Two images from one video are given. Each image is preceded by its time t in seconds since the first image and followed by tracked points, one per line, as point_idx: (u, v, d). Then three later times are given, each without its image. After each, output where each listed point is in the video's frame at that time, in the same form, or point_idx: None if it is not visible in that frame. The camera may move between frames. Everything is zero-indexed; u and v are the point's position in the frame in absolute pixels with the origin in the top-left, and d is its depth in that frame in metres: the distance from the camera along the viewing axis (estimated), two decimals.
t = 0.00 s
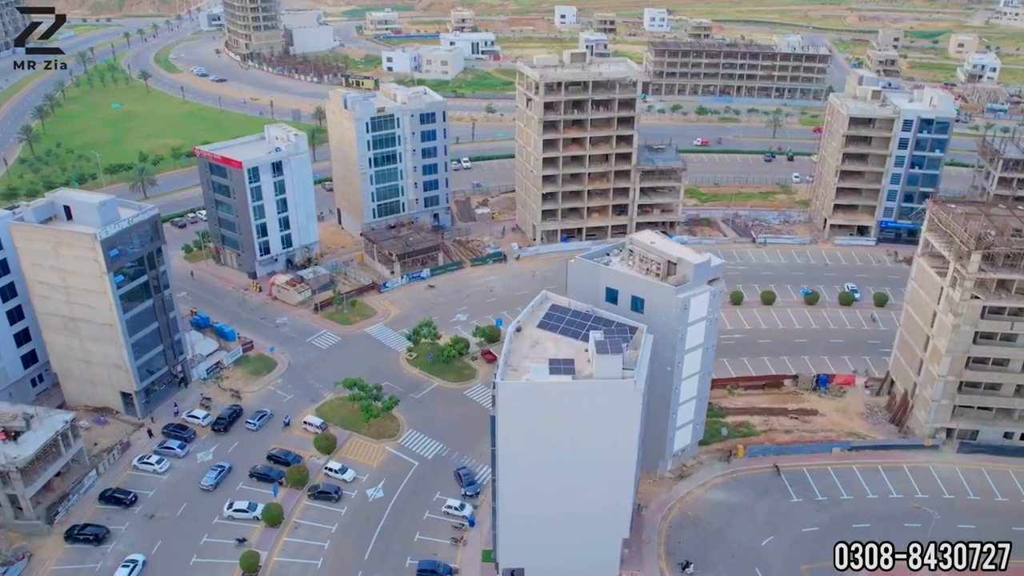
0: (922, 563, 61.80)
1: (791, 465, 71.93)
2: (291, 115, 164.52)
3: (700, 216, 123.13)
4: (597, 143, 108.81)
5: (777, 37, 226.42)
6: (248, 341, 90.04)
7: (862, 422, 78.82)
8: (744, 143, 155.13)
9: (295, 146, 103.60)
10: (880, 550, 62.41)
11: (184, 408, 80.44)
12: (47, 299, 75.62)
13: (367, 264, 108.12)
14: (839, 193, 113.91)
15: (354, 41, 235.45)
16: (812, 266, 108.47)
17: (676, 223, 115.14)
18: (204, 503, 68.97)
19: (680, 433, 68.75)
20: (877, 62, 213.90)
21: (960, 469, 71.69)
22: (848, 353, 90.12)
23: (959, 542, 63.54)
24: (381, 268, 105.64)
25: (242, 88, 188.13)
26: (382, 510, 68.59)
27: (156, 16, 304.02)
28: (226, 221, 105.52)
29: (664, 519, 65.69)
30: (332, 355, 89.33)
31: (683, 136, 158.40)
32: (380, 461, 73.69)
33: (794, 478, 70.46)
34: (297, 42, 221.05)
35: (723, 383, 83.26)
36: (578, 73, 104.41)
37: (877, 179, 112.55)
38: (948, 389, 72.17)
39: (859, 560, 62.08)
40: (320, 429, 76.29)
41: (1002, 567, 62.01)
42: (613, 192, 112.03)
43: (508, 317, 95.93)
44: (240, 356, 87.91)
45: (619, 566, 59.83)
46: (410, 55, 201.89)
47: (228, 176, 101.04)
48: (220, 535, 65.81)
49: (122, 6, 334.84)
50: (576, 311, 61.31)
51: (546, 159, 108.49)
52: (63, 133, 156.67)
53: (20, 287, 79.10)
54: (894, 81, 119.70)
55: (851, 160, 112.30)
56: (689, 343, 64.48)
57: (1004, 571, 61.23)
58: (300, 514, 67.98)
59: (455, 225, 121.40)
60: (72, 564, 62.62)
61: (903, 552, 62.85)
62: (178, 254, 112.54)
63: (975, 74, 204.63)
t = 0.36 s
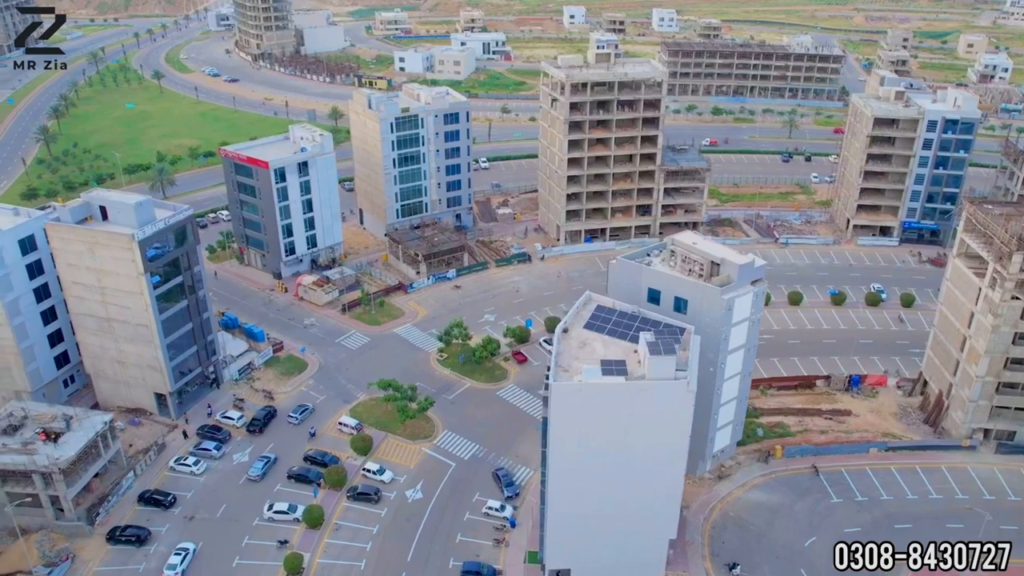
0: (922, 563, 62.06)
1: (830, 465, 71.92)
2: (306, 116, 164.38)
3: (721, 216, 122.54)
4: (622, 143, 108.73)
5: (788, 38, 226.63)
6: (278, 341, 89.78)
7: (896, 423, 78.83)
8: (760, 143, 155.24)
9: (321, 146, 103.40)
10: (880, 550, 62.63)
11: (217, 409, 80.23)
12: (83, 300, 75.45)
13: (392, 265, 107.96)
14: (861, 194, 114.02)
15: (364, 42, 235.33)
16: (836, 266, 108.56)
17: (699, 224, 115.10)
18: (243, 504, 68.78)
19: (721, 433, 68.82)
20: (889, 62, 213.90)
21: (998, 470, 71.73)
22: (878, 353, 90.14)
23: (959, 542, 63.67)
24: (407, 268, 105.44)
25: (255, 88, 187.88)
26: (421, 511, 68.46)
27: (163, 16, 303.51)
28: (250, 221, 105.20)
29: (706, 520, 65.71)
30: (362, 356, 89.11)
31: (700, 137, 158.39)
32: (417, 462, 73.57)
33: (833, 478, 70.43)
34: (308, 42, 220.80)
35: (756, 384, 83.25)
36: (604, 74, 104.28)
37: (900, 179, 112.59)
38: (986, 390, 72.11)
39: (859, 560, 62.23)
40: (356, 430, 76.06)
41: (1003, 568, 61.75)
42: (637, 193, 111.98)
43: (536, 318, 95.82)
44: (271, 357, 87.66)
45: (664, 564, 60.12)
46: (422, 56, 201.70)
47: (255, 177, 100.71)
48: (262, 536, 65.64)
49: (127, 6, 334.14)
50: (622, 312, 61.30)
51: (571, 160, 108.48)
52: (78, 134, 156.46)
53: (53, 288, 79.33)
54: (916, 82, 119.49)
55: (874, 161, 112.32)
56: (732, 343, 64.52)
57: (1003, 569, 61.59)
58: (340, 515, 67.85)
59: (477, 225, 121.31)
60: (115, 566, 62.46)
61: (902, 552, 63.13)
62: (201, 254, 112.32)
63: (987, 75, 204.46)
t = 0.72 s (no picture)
0: (922, 563, 62.09)
1: (868, 466, 71.94)
2: (322, 116, 164.30)
3: (743, 216, 122.82)
4: (647, 144, 108.71)
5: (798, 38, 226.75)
6: (308, 342, 89.51)
7: (931, 423, 78.80)
8: (777, 143, 155.33)
9: (347, 146, 103.19)
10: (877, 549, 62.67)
11: (251, 410, 79.93)
12: (118, 301, 75.18)
13: (416, 265, 107.86)
14: (884, 194, 114.09)
15: (375, 42, 235.20)
16: (860, 267, 108.58)
17: (722, 224, 115.04)
18: (283, 505, 68.54)
19: (761, 434, 68.86)
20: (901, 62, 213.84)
21: None
22: (909, 353, 90.14)
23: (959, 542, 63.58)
24: (432, 269, 105.34)
25: (269, 88, 187.67)
26: (462, 512, 68.43)
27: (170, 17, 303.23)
28: (275, 221, 105.03)
29: (749, 521, 65.73)
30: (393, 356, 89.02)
31: (716, 137, 158.42)
32: (455, 463, 73.52)
33: (872, 479, 70.43)
34: (319, 42, 220.63)
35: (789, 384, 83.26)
36: (630, 74, 104.24)
37: (923, 180, 112.65)
38: None
39: (859, 560, 62.26)
40: (392, 431, 75.97)
41: (1002, 568, 61.67)
42: (661, 193, 111.97)
43: (565, 319, 95.71)
44: (302, 357, 87.51)
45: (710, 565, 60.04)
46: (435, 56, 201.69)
47: (281, 177, 100.48)
48: (304, 538, 65.47)
49: (133, 6, 333.54)
50: (668, 313, 61.45)
51: (596, 160, 108.46)
52: (94, 134, 156.48)
53: (87, 288, 79.25)
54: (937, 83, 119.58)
55: (898, 161, 112.38)
56: (775, 343, 64.56)
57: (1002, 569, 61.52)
58: (380, 516, 67.79)
59: (499, 226, 121.22)
60: (159, 567, 62.34)
61: (903, 552, 63.21)
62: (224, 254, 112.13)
63: (999, 75, 204.00)
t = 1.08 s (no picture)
0: (922, 563, 62.24)
1: (903, 466, 71.95)
2: (336, 116, 164.22)
3: (762, 216, 122.84)
4: (669, 144, 108.63)
5: (808, 39, 226.92)
6: (336, 343, 89.34)
7: (963, 424, 78.70)
8: (792, 144, 155.38)
9: (370, 147, 103.09)
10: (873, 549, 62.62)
11: (282, 411, 79.71)
12: (151, 301, 74.90)
13: (439, 266, 107.72)
14: (905, 195, 114.11)
15: (384, 42, 235.07)
16: (882, 267, 108.56)
17: (743, 225, 115.02)
18: (320, 506, 68.40)
19: (797, 435, 68.88)
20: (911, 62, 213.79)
21: None
22: (936, 354, 90.07)
23: (959, 542, 63.83)
24: (455, 270, 105.24)
25: (281, 89, 187.57)
26: (499, 513, 68.39)
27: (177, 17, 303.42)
28: (298, 222, 104.92)
29: (788, 521, 65.72)
30: (420, 357, 88.90)
31: (731, 138, 158.45)
32: (490, 465, 73.49)
33: (907, 479, 70.43)
34: (329, 43, 220.59)
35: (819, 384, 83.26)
36: (653, 74, 104.19)
37: (944, 181, 112.65)
38: None
39: (859, 560, 62.15)
40: (425, 433, 75.88)
41: (1001, 567, 62.21)
42: (683, 194, 111.98)
43: (591, 319, 95.62)
44: (330, 358, 87.38)
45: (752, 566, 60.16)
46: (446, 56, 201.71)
47: (305, 178, 100.34)
48: (342, 539, 65.30)
49: (139, 6, 333.58)
50: (709, 314, 61.66)
51: (618, 161, 108.42)
52: (108, 134, 156.40)
53: (118, 289, 79.16)
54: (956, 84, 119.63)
55: (919, 162, 112.34)
56: (814, 344, 64.61)
57: (1002, 569, 62.13)
58: (418, 517, 67.70)
59: (519, 226, 121.10)
60: (199, 569, 62.17)
61: (902, 552, 63.33)
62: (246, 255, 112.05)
63: (1010, 75, 203.67)
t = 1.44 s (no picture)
0: (922, 563, 61.98)
1: (942, 467, 72.00)
2: (351, 116, 164.11)
3: (784, 217, 122.80)
4: (694, 145, 108.64)
5: (818, 39, 227.06)
6: (367, 344, 89.17)
7: (997, 424, 78.67)
8: (808, 144, 155.38)
9: (396, 147, 102.99)
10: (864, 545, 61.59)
11: (316, 412, 79.53)
12: (186, 302, 74.57)
13: (463, 266, 107.64)
14: (928, 195, 114.15)
15: (395, 42, 234.89)
16: (906, 268, 108.60)
17: (767, 226, 115.07)
18: (361, 507, 68.34)
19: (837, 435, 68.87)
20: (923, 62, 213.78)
21: None
22: (967, 355, 90.06)
23: (958, 542, 63.72)
24: (481, 270, 105.16)
25: (294, 88, 187.47)
26: (540, 515, 68.35)
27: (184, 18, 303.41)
28: (324, 222, 104.76)
29: (830, 522, 65.80)
30: (451, 357, 88.81)
31: (747, 138, 158.46)
32: (528, 466, 73.45)
33: (947, 480, 70.47)
34: (341, 43, 220.44)
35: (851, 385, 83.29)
36: (680, 75, 104.23)
37: (968, 181, 112.62)
38: None
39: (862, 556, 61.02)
40: (462, 434, 75.81)
41: (1002, 568, 62.11)
42: (707, 194, 112.05)
43: (619, 320, 95.55)
44: (361, 359, 87.26)
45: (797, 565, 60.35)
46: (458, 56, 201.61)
47: (332, 178, 100.18)
48: (385, 540, 65.19)
49: (145, 6, 333.34)
50: (755, 314, 61.71)
51: (643, 162, 108.40)
52: (124, 134, 156.31)
53: (152, 290, 78.89)
54: (977, 85, 119.64)
55: (943, 163, 112.30)
56: (857, 344, 64.60)
57: (1002, 569, 62.10)
58: (459, 518, 67.65)
59: (540, 227, 121.02)
60: (243, 571, 62.08)
61: (902, 552, 63.04)
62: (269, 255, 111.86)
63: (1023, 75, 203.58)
